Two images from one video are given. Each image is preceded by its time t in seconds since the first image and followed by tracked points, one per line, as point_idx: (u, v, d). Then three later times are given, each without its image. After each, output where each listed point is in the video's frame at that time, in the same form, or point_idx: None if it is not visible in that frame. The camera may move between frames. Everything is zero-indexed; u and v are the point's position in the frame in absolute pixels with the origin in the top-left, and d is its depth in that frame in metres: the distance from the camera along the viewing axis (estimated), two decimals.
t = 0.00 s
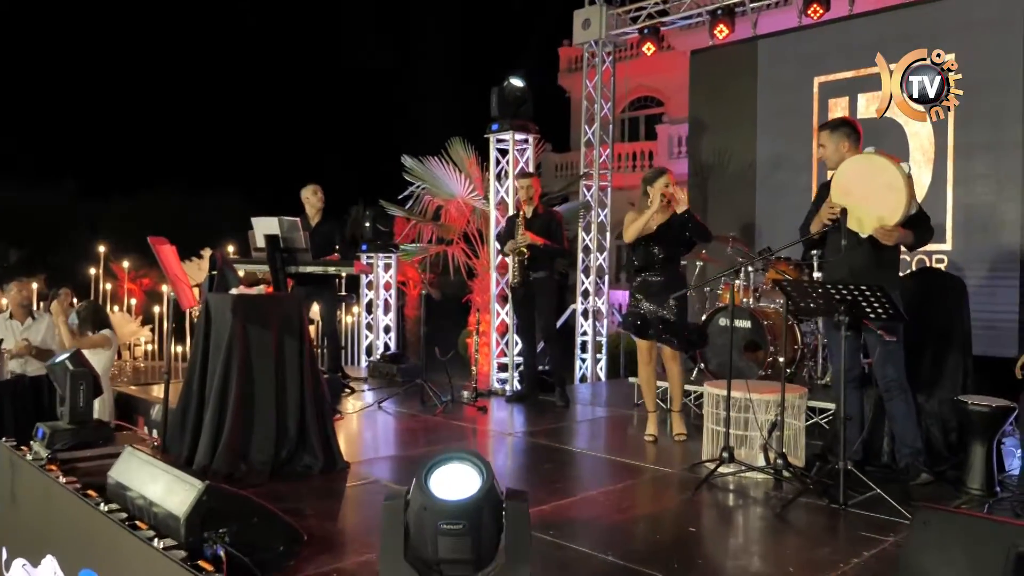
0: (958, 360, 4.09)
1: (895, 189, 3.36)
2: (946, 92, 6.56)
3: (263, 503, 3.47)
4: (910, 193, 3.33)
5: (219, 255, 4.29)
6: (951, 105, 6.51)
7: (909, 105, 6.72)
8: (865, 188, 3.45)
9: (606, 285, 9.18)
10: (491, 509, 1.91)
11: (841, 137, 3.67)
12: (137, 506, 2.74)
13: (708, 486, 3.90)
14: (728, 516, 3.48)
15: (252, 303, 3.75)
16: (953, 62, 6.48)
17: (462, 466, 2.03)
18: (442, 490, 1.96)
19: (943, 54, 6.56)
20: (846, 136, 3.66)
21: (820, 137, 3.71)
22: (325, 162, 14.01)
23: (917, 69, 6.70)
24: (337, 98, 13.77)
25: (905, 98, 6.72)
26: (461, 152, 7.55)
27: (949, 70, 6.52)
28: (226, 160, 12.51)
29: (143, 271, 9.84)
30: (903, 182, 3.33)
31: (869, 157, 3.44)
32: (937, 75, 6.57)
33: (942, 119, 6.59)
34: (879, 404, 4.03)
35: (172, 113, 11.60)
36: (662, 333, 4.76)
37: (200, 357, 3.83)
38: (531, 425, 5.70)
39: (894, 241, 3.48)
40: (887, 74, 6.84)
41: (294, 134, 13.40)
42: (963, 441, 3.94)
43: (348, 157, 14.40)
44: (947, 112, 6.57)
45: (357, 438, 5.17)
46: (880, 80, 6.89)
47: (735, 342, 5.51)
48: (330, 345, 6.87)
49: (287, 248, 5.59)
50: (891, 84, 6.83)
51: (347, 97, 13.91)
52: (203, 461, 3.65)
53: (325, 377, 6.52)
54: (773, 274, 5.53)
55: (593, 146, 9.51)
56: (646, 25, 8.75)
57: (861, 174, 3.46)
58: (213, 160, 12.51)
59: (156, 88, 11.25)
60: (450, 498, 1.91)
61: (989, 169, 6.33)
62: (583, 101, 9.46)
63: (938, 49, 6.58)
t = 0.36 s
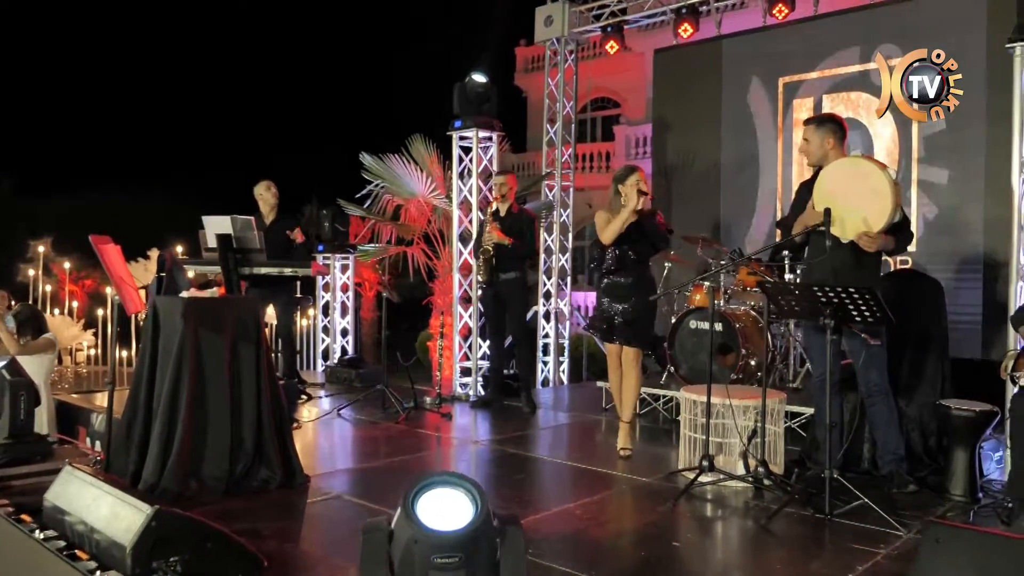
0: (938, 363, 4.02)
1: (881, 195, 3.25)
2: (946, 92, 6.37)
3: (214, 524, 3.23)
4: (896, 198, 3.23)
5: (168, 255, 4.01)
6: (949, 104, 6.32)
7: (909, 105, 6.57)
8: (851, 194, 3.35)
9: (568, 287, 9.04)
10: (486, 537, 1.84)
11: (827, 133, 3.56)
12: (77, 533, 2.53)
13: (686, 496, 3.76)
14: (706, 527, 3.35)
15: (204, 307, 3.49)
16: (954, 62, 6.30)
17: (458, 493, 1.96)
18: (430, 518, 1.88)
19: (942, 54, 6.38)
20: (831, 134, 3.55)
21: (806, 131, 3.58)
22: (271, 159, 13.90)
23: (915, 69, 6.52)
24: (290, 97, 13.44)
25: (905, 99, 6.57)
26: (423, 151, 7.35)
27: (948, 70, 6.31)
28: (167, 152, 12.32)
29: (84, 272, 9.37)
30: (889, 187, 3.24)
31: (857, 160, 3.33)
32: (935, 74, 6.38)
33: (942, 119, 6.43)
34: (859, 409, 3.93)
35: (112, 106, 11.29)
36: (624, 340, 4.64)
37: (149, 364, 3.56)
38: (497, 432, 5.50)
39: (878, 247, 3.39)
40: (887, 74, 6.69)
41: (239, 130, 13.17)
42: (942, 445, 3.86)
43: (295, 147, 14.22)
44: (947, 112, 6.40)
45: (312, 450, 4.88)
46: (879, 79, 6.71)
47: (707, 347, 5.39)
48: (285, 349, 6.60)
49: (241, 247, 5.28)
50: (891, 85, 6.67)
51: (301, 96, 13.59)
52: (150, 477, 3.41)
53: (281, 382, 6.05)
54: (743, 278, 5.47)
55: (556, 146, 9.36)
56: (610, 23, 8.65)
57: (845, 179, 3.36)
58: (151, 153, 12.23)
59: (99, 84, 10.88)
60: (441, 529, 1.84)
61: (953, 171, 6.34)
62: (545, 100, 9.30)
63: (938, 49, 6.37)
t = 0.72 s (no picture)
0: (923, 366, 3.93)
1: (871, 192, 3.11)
2: (947, 92, 6.16)
3: (163, 548, 2.96)
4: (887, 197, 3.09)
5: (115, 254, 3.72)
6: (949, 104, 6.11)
7: (908, 105, 6.35)
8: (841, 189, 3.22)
9: (531, 288, 8.87)
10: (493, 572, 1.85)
11: (822, 128, 3.44)
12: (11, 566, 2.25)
13: (669, 506, 3.60)
14: (690, 540, 3.19)
15: (154, 309, 3.22)
16: (954, 61, 6.09)
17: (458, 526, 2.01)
18: (432, 554, 1.89)
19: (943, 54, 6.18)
20: (827, 129, 3.43)
21: (802, 126, 3.46)
22: (222, 159, 13.46)
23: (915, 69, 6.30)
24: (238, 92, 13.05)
25: (904, 99, 6.34)
26: (385, 147, 7.07)
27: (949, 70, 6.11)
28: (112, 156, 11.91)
29: (23, 273, 8.88)
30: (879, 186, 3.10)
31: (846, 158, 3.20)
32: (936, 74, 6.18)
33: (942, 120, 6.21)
34: (844, 415, 3.83)
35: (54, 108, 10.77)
36: (605, 348, 4.47)
37: (93, 372, 3.28)
38: (465, 440, 5.28)
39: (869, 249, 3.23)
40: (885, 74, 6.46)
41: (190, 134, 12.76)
42: (926, 450, 3.80)
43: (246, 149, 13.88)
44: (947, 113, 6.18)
45: (269, 463, 4.61)
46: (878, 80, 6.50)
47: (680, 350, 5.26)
48: (240, 353, 6.31)
49: (193, 248, 4.95)
50: (890, 85, 6.45)
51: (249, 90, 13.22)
52: (94, 496, 3.14)
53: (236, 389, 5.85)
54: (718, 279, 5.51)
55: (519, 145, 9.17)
56: (574, 20, 8.50)
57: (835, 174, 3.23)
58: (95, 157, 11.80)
59: None
60: (446, 566, 1.83)
61: (921, 172, 6.31)
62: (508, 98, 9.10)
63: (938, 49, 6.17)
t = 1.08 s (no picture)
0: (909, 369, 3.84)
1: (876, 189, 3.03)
2: (945, 92, 5.82)
3: None
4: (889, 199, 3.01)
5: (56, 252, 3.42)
6: (947, 103, 5.79)
7: (909, 106, 6.02)
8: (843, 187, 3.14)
9: (498, 290, 8.68)
10: None
11: (839, 119, 3.32)
12: None
13: (653, 518, 3.44)
14: (676, 555, 3.02)
15: (103, 313, 2.95)
16: (955, 61, 5.75)
17: (468, 567, 1.84)
18: None
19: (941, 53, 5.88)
20: (844, 120, 3.31)
21: (816, 115, 3.34)
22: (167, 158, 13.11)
23: (914, 68, 5.98)
24: (184, 85, 12.68)
25: (904, 99, 6.02)
26: (346, 144, 6.78)
27: (946, 71, 5.82)
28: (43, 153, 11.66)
29: None
30: (882, 186, 3.01)
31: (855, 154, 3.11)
32: (932, 73, 5.86)
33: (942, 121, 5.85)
34: (831, 420, 3.72)
35: None
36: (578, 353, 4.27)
37: (33, 380, 3.00)
38: (434, 448, 5.07)
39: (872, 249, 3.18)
40: (885, 74, 6.18)
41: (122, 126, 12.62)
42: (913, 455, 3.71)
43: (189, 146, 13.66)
44: (948, 114, 5.83)
45: (223, 476, 4.33)
46: (877, 80, 6.22)
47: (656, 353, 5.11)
48: (193, 358, 6.00)
49: (144, 246, 4.64)
50: (890, 85, 6.15)
51: (196, 85, 12.84)
52: (34, 518, 2.87)
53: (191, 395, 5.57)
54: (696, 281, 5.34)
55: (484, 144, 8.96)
56: (540, 16, 8.34)
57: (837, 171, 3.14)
58: (26, 155, 11.53)
59: None
60: None
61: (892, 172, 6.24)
62: (472, 96, 8.88)
63: (937, 49, 5.89)
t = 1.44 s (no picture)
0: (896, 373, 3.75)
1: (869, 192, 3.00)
2: (947, 92, 5.69)
3: None
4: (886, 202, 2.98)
5: None
6: (951, 103, 5.66)
7: (908, 106, 5.85)
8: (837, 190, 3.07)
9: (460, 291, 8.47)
10: None
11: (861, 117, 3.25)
12: None
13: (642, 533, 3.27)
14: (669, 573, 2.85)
15: (42, 319, 2.67)
16: (955, 60, 5.64)
17: None
18: None
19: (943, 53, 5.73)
20: (863, 117, 3.25)
21: (837, 112, 3.26)
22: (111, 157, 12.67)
23: (915, 69, 5.81)
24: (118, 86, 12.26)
25: (904, 98, 5.84)
26: (306, 140, 6.49)
27: (949, 70, 5.68)
28: None
29: None
30: (878, 190, 2.97)
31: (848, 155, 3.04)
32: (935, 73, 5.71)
33: (943, 122, 5.72)
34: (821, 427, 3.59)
35: None
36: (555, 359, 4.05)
37: None
38: (400, 458, 4.84)
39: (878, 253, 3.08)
40: (885, 74, 5.97)
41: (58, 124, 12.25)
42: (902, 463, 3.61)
43: (129, 146, 13.35)
44: (949, 114, 5.71)
45: (175, 496, 4.03)
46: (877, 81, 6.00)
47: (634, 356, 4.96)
48: (142, 364, 5.66)
49: (90, 247, 4.30)
50: (890, 85, 5.95)
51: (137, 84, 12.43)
52: None
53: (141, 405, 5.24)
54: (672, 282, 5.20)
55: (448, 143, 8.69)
56: (507, 11, 8.20)
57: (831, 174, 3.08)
58: None
59: None
60: None
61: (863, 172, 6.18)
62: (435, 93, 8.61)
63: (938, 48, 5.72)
